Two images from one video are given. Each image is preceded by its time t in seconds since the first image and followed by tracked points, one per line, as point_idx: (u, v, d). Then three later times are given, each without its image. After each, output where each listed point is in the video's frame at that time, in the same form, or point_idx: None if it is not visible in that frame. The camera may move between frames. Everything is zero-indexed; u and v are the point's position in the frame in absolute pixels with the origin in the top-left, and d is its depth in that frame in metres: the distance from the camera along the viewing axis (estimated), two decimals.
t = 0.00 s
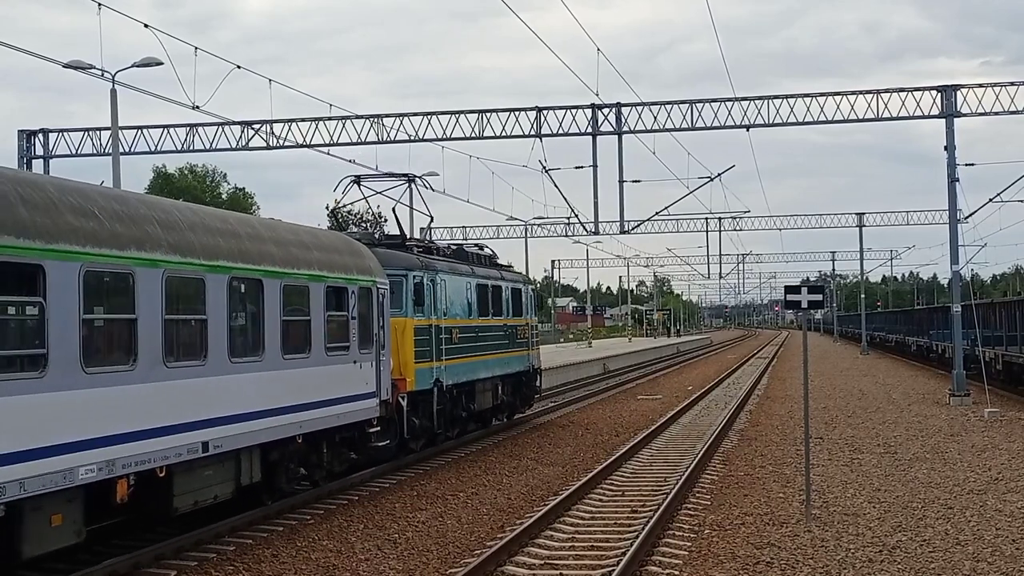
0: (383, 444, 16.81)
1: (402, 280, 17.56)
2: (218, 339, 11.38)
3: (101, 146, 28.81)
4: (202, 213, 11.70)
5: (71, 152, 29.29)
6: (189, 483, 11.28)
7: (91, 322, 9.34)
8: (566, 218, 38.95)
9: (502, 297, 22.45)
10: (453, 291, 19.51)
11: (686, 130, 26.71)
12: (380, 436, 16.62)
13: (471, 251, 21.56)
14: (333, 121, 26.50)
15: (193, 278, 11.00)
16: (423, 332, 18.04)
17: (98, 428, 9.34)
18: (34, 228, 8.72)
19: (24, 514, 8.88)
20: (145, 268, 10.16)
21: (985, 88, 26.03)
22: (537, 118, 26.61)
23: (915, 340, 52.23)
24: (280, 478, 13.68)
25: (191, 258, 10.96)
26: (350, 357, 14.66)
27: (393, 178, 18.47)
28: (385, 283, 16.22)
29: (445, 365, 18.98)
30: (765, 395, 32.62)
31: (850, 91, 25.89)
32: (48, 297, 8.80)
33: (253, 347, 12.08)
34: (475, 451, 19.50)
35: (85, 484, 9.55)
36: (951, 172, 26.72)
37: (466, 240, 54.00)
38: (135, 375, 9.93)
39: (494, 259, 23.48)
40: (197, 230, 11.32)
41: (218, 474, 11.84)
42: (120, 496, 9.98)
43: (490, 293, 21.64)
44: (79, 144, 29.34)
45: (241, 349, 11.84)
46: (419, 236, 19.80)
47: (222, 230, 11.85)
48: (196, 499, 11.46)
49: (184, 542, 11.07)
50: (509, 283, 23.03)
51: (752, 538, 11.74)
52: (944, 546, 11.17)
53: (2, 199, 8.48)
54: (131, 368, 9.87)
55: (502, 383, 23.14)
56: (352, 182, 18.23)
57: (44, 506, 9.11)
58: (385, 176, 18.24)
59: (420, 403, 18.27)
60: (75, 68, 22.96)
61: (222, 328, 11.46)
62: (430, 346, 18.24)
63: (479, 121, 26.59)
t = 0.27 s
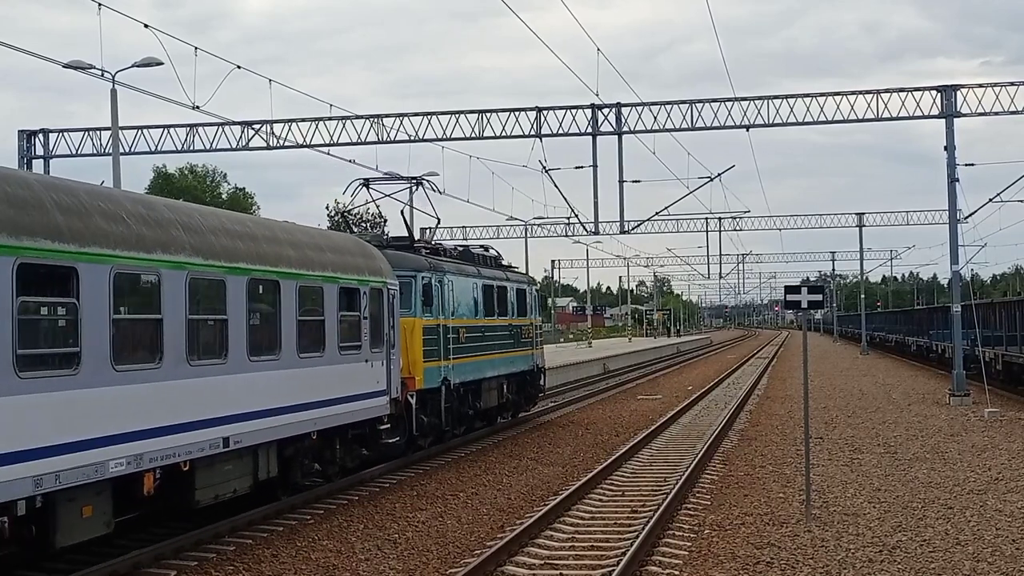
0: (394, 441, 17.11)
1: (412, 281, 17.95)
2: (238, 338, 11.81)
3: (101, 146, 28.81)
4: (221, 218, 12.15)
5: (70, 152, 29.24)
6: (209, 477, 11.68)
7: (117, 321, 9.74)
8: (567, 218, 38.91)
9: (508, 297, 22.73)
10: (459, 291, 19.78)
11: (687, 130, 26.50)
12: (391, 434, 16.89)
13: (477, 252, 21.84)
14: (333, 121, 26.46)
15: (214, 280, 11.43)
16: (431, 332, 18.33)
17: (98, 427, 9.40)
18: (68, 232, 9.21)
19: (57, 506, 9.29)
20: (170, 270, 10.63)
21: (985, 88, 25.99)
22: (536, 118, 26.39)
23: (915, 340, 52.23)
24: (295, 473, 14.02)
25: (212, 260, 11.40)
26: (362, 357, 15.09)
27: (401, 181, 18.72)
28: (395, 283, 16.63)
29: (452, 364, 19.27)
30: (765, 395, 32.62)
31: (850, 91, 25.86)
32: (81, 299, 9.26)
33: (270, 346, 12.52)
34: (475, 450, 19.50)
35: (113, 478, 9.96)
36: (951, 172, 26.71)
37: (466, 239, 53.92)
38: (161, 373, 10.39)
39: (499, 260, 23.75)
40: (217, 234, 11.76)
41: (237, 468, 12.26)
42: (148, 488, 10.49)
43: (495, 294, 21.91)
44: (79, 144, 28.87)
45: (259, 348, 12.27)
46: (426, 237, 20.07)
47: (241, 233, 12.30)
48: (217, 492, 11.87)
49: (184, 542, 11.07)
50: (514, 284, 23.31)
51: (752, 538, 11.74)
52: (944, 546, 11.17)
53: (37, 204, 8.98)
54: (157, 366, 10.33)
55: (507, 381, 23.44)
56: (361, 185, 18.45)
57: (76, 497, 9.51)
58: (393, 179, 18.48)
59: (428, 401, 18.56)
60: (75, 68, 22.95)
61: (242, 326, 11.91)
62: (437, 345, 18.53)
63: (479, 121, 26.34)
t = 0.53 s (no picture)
0: (401, 439, 17.67)
1: (420, 281, 18.18)
2: (257, 338, 12.16)
3: (101, 146, 28.83)
4: (241, 221, 12.50)
5: (70, 152, 29.22)
6: (229, 471, 12.09)
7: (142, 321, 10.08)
8: (567, 218, 38.85)
9: (514, 297, 22.94)
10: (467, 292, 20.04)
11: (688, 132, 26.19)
12: (400, 431, 17.38)
13: (483, 253, 22.06)
14: (333, 121, 26.44)
15: (234, 281, 11.78)
16: (439, 332, 18.59)
17: (98, 427, 9.36)
18: (100, 237, 9.59)
19: (89, 496, 9.70)
20: (194, 272, 11.01)
21: (985, 88, 25.96)
22: (536, 118, 26.21)
23: (915, 340, 52.21)
24: (310, 469, 14.42)
25: (233, 262, 11.76)
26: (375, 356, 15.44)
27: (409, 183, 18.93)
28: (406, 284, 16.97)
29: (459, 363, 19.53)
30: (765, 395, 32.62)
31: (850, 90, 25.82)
32: (112, 299, 9.65)
33: (288, 345, 12.87)
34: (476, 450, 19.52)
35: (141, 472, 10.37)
36: (951, 171, 26.70)
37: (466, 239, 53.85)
38: (186, 371, 10.78)
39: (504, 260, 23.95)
40: (237, 237, 12.11)
41: (255, 464, 12.68)
42: (174, 481, 10.79)
43: (501, 294, 22.14)
44: (79, 144, 28.70)
45: (277, 347, 12.61)
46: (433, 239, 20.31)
47: (260, 236, 12.65)
48: (236, 487, 12.26)
49: (184, 542, 11.07)
50: (520, 284, 23.50)
51: (752, 538, 11.75)
52: (944, 547, 11.17)
53: (67, 209, 9.33)
54: (182, 365, 10.70)
55: (512, 380, 23.66)
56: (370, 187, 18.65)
57: (105, 489, 9.92)
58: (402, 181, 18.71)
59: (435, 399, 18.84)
60: (75, 68, 22.95)
61: (261, 326, 12.26)
62: (444, 345, 18.80)
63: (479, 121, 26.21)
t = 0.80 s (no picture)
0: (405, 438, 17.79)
1: (429, 282, 18.40)
2: (276, 336, 12.63)
3: (101, 146, 29.23)
4: (261, 224, 13.00)
5: (71, 152, 29.25)
6: (249, 466, 12.65)
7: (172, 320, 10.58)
8: (567, 218, 38.84)
9: (520, 297, 23.12)
10: (475, 293, 20.26)
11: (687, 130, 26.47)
12: (410, 428, 17.71)
13: (489, 254, 22.26)
14: (333, 121, 26.46)
15: (254, 283, 12.26)
16: (447, 332, 18.83)
17: (98, 428, 9.39)
18: (129, 240, 10.04)
19: (121, 489, 10.25)
20: (217, 274, 11.46)
21: (985, 88, 25.96)
22: (536, 117, 26.46)
23: (915, 340, 52.19)
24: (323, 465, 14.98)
25: (254, 264, 12.25)
26: (386, 355, 15.90)
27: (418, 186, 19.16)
28: (415, 285, 17.37)
29: (466, 362, 19.76)
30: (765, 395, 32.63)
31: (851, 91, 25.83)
32: (141, 301, 10.10)
33: (304, 345, 13.31)
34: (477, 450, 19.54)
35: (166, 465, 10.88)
36: (951, 171, 26.71)
37: (466, 239, 53.80)
38: (209, 369, 11.20)
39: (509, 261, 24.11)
40: (257, 240, 12.61)
41: (273, 459, 13.21)
42: (199, 475, 11.31)
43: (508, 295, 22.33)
44: (79, 144, 29.17)
45: (295, 345, 13.10)
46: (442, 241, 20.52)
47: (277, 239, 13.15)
48: (256, 481, 12.82)
49: (184, 542, 11.08)
50: (526, 284, 23.67)
51: (752, 538, 11.75)
52: (944, 546, 11.18)
53: (102, 214, 9.82)
54: (205, 363, 11.13)
55: (518, 379, 23.83)
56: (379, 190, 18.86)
57: (133, 483, 10.41)
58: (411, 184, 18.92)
59: (442, 397, 19.08)
60: (76, 68, 22.99)
61: (280, 325, 12.73)
62: (452, 345, 19.04)
63: (479, 121, 26.44)
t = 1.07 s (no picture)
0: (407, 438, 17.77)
1: (437, 283, 18.48)
2: (293, 335, 13.00)
3: (101, 146, 29.16)
4: (280, 228, 13.42)
5: (71, 152, 29.27)
6: (268, 461, 12.97)
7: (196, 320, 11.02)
8: (567, 218, 38.81)
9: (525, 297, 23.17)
10: (482, 293, 20.34)
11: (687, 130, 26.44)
12: (420, 425, 17.86)
13: (495, 256, 22.32)
14: (333, 121, 26.45)
15: (272, 284, 12.65)
16: (455, 332, 18.91)
17: (97, 427, 9.39)
18: (157, 244, 10.50)
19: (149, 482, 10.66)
20: (238, 276, 11.90)
21: (986, 88, 25.94)
22: (537, 118, 26.42)
23: (915, 340, 52.16)
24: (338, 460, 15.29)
25: (272, 265, 12.65)
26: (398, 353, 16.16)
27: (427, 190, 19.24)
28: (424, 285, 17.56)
29: (474, 361, 19.85)
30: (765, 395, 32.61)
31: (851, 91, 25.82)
32: (169, 302, 10.57)
33: (319, 343, 13.71)
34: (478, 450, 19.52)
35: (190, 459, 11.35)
36: (951, 171, 26.71)
37: (466, 239, 53.74)
38: (232, 367, 11.65)
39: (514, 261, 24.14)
40: (276, 243, 13.01)
41: (290, 454, 13.52)
42: (222, 468, 11.67)
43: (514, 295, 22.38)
44: (80, 144, 29.14)
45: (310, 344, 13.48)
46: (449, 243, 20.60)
47: (295, 242, 13.55)
48: (273, 475, 13.16)
49: (184, 543, 11.08)
50: (531, 284, 23.70)
51: (752, 538, 11.74)
52: (944, 546, 11.18)
53: (130, 219, 10.26)
54: (227, 361, 11.57)
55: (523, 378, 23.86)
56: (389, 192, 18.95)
57: (161, 477, 10.88)
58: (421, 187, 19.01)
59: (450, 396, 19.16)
60: (76, 68, 22.98)
61: (296, 323, 13.10)
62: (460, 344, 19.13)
63: (479, 121, 26.42)
